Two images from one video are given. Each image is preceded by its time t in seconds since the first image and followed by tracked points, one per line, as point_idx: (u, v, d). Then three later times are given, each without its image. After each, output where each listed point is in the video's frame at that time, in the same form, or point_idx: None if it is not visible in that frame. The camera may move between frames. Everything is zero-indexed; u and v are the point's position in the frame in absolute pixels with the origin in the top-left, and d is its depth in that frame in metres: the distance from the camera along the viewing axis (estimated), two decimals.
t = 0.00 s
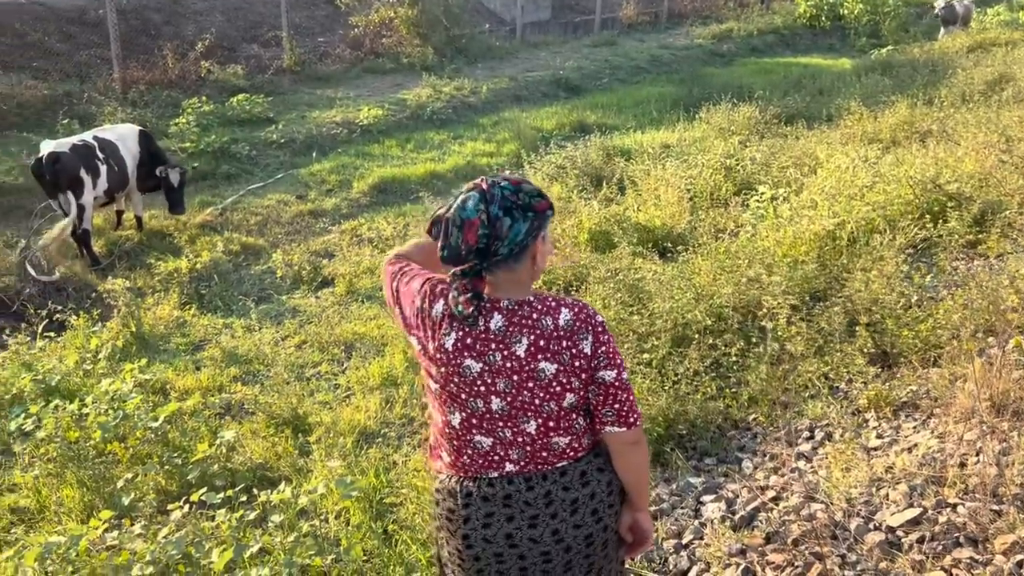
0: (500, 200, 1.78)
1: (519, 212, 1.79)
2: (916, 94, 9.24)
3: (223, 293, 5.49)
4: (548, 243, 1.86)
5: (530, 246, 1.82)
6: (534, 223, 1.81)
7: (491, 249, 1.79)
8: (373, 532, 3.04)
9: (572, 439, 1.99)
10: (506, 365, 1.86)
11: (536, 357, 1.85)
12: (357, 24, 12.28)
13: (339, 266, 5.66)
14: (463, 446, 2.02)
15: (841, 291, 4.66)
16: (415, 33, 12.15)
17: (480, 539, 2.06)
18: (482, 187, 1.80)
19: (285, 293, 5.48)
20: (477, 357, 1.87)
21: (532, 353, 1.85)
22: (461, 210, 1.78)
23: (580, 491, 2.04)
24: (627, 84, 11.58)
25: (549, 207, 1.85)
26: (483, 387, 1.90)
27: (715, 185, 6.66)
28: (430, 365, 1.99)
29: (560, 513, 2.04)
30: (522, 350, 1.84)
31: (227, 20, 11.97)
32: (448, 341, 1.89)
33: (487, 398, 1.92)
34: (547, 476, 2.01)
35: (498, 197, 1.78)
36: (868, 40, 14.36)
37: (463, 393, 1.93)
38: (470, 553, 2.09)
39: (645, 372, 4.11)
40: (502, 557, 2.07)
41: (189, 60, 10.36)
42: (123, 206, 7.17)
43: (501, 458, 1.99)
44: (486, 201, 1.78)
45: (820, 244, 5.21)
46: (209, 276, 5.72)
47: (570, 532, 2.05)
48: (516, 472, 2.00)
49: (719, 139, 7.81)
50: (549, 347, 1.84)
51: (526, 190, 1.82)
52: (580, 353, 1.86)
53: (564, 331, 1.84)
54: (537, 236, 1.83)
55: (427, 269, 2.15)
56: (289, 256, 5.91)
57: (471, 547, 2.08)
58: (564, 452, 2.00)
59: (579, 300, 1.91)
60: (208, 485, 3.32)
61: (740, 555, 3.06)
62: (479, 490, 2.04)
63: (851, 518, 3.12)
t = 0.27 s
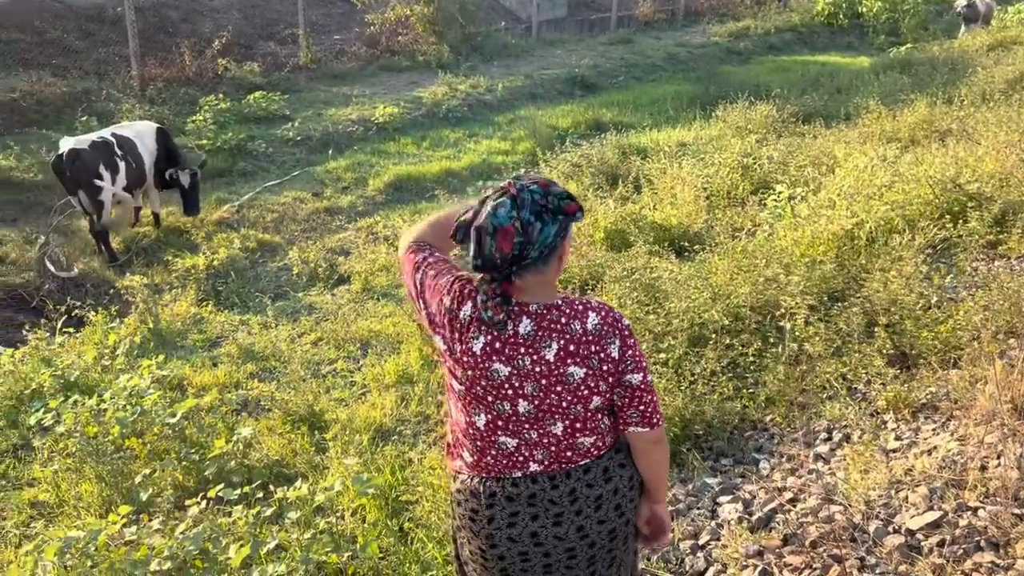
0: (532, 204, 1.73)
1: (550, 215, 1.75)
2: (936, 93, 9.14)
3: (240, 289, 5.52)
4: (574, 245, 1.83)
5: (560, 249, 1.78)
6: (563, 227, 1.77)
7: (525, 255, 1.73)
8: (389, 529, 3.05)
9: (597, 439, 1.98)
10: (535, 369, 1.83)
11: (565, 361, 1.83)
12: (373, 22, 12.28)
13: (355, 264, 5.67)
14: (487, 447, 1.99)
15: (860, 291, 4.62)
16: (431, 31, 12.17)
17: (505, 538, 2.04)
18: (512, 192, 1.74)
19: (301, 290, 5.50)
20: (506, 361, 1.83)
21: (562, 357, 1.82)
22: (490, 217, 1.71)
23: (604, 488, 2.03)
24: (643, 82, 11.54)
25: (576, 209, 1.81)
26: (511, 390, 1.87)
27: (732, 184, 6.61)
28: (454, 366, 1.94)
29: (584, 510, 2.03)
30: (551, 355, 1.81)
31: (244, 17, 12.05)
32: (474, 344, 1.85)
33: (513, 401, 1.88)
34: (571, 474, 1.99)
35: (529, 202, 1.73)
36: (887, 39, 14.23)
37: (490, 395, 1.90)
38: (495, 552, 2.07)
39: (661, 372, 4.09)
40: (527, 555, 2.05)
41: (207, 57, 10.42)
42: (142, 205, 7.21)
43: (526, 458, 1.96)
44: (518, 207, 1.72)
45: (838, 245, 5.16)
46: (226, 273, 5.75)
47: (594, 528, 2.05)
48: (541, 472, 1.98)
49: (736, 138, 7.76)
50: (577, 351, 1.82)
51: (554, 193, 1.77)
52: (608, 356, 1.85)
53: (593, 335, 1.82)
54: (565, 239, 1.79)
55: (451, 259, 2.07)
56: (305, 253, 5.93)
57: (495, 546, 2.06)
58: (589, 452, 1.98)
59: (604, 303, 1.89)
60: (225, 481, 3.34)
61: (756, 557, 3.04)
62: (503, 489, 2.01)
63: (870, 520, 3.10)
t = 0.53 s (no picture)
0: (585, 196, 1.78)
1: (597, 207, 1.81)
2: (956, 93, 9.05)
3: (258, 287, 5.54)
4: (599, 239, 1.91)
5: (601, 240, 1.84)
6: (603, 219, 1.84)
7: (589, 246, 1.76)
8: (405, 527, 3.05)
9: (621, 439, 1.95)
10: (565, 371, 1.79)
11: (594, 363, 1.79)
12: (390, 21, 12.31)
13: (371, 262, 5.69)
14: (511, 447, 1.94)
15: (879, 292, 4.57)
16: (448, 30, 12.20)
17: (525, 535, 2.02)
18: (566, 187, 1.77)
19: (318, 288, 5.52)
20: (536, 361, 1.78)
21: (592, 359, 1.78)
22: (558, 206, 1.72)
23: (624, 485, 2.01)
24: (659, 81, 11.50)
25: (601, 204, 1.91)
26: (539, 391, 1.82)
27: (749, 184, 6.57)
28: (480, 363, 1.89)
29: (605, 508, 2.01)
30: (582, 357, 1.77)
31: (261, 16, 12.11)
32: (505, 343, 1.79)
33: (541, 403, 1.84)
34: (593, 473, 1.96)
35: (582, 194, 1.78)
36: (906, 38, 14.11)
37: (517, 396, 1.85)
38: (515, 550, 2.05)
39: (678, 372, 4.06)
40: (547, 552, 2.03)
41: (224, 56, 10.49)
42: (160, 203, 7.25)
43: (549, 457, 1.93)
44: (578, 199, 1.75)
45: (857, 245, 5.11)
46: (243, 270, 5.78)
47: (615, 525, 2.03)
48: (563, 471, 1.95)
49: (753, 138, 7.72)
50: (608, 354, 1.79)
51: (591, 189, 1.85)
52: (637, 358, 1.83)
53: (623, 338, 1.79)
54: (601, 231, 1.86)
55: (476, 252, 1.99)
56: (321, 252, 5.95)
57: (515, 544, 2.04)
58: (612, 452, 1.96)
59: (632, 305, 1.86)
60: (242, 477, 3.35)
61: (774, 558, 3.02)
62: (524, 488, 1.98)
63: (889, 522, 3.07)
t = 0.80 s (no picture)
0: (610, 188, 1.78)
1: (621, 201, 1.80)
2: (975, 93, 8.96)
3: (274, 286, 5.57)
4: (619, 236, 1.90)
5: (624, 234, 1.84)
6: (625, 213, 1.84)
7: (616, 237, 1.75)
8: (421, 526, 3.05)
9: (643, 440, 1.94)
10: (590, 373, 1.78)
11: (620, 365, 1.78)
12: (406, 21, 12.35)
13: (386, 262, 5.70)
14: (534, 451, 1.92)
15: (896, 295, 4.54)
16: (463, 30, 12.25)
17: (547, 538, 2.00)
18: (593, 179, 1.76)
19: (334, 288, 5.54)
20: (562, 364, 1.77)
21: (617, 361, 1.78)
22: (587, 197, 1.70)
23: (646, 487, 2.00)
24: (675, 82, 11.47)
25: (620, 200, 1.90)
26: (564, 394, 1.80)
27: (766, 185, 6.54)
28: (503, 366, 1.87)
29: (627, 510, 2.00)
30: (607, 358, 1.77)
31: (278, 16, 12.20)
32: (531, 345, 1.78)
33: (566, 406, 1.82)
34: (615, 475, 1.95)
35: (609, 186, 1.77)
36: (924, 39, 13.99)
37: (541, 399, 1.83)
38: (537, 553, 2.03)
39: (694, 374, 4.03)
40: (569, 555, 2.02)
41: (242, 56, 10.56)
42: (177, 201, 7.30)
43: (572, 460, 1.91)
44: (605, 190, 1.75)
45: (874, 247, 5.07)
46: (259, 270, 5.81)
47: (637, 527, 2.02)
48: (585, 473, 1.93)
49: (769, 139, 7.68)
50: (632, 357, 1.78)
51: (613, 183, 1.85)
52: (661, 360, 1.83)
53: (648, 340, 1.79)
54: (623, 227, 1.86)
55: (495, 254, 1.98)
56: (337, 251, 5.97)
57: (537, 547, 2.02)
58: (634, 454, 1.95)
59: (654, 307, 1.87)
60: (259, 475, 3.36)
61: (790, 561, 3.00)
62: (546, 491, 1.96)
63: (907, 526, 3.04)
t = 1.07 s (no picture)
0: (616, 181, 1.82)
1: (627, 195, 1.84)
2: (992, 96, 8.89)
3: (289, 286, 5.60)
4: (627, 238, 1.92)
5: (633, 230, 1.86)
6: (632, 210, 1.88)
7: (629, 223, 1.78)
8: (434, 527, 3.06)
9: (665, 440, 1.93)
10: (615, 368, 1.77)
11: (645, 359, 1.79)
12: (420, 23, 12.38)
13: (400, 263, 5.72)
14: (558, 455, 1.88)
15: (912, 299, 4.51)
16: (477, 32, 12.28)
17: (570, 546, 1.96)
18: (599, 172, 1.81)
19: (348, 288, 5.55)
20: (587, 359, 1.76)
21: (642, 355, 1.78)
22: (597, 185, 1.74)
23: (667, 491, 1.98)
24: (689, 83, 11.45)
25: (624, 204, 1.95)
26: (589, 391, 1.79)
27: (781, 187, 6.50)
28: (524, 370, 1.84)
29: (649, 515, 1.98)
30: (632, 352, 1.77)
31: (293, 17, 12.26)
32: (555, 343, 1.77)
33: (591, 404, 1.80)
34: (636, 479, 1.93)
35: (615, 178, 1.82)
36: (941, 41, 13.88)
37: (566, 398, 1.81)
38: (559, 560, 1.99)
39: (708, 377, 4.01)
40: (592, 564, 1.98)
41: (257, 58, 10.62)
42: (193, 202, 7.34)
43: (596, 463, 1.88)
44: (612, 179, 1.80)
45: (890, 251, 5.04)
46: (274, 270, 5.84)
47: (658, 532, 2.01)
48: (608, 477, 1.91)
49: (784, 141, 7.65)
50: (657, 350, 1.79)
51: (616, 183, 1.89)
52: (683, 354, 1.84)
53: (670, 333, 1.80)
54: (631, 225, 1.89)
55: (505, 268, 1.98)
56: (351, 252, 5.99)
57: (559, 555, 1.98)
58: (657, 454, 1.93)
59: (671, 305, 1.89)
60: (273, 474, 3.38)
61: (806, 566, 2.97)
62: (568, 498, 1.92)
63: (924, 532, 3.02)
